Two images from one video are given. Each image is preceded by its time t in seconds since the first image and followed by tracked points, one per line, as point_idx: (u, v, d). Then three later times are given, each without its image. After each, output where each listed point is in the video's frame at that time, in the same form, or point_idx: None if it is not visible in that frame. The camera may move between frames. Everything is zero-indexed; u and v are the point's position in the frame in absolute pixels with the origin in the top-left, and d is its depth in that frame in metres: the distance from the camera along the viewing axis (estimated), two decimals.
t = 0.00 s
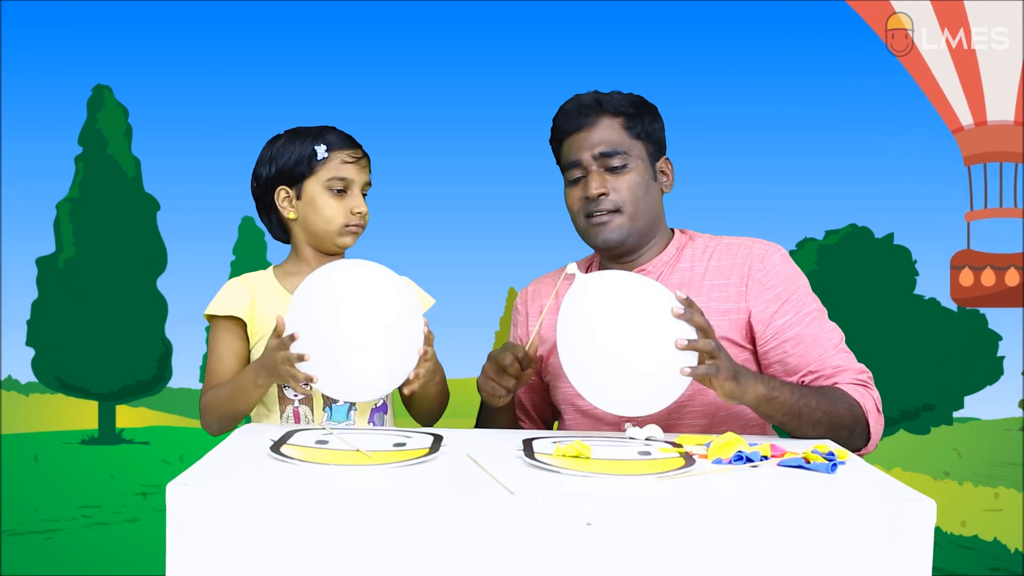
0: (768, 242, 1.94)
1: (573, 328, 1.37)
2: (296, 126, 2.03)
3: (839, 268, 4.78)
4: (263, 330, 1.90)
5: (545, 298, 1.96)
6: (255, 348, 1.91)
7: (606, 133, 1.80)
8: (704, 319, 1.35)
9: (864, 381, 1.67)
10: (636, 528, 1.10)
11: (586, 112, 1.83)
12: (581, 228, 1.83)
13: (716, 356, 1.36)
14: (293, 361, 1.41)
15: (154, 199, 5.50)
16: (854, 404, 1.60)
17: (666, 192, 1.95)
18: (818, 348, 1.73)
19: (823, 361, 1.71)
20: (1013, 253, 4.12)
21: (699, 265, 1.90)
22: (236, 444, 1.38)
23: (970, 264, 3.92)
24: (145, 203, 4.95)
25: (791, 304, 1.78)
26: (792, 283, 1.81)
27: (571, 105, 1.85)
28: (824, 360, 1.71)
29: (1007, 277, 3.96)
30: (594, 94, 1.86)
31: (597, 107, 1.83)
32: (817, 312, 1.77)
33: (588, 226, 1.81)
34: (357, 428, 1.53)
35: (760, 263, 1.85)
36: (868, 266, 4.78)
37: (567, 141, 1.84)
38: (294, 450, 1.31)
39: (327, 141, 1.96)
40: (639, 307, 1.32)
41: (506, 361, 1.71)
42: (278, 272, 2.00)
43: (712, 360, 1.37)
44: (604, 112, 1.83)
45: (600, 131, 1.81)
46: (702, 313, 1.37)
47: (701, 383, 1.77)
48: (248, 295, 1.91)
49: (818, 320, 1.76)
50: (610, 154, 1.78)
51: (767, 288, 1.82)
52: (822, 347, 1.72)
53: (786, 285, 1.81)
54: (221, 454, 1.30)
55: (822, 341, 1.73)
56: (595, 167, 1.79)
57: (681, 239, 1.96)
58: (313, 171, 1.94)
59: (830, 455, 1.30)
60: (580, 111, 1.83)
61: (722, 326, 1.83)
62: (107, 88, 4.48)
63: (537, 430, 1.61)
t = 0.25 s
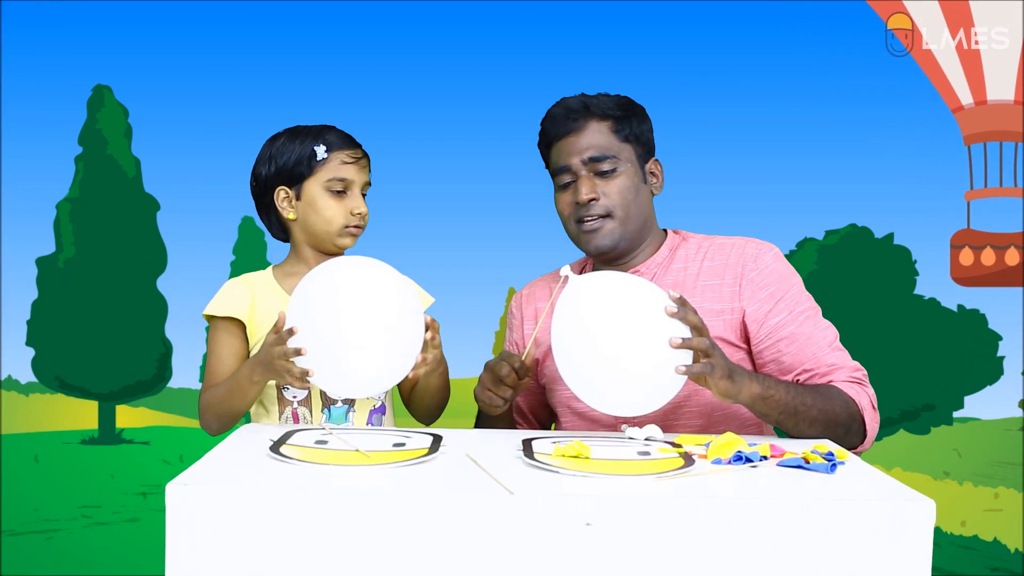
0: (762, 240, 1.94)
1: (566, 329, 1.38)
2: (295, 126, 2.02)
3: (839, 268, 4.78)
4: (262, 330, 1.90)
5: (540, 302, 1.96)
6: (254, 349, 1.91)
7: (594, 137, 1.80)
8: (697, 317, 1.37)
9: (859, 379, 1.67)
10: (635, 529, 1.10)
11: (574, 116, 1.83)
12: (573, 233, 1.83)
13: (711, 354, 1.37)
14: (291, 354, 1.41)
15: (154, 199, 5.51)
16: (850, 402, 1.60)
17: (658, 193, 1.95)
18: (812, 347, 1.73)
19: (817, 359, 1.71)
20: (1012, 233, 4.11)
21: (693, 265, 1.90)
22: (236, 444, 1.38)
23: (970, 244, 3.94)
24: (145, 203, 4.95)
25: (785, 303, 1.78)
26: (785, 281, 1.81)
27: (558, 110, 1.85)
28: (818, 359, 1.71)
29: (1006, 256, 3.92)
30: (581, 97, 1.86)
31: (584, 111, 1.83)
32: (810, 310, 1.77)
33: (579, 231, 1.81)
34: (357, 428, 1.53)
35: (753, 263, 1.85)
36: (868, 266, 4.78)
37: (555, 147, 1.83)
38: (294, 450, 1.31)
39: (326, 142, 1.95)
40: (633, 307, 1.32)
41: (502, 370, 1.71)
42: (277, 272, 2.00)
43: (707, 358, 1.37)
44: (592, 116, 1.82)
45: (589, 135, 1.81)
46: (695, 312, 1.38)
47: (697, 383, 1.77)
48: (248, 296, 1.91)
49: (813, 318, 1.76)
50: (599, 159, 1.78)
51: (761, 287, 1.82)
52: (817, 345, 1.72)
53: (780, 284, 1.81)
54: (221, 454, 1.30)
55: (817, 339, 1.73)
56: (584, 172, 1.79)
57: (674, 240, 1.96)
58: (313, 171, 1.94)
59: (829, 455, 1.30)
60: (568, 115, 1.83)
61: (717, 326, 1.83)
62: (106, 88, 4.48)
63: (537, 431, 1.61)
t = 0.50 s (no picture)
0: (759, 240, 1.94)
1: (564, 331, 1.38)
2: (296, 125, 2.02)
3: (839, 268, 4.78)
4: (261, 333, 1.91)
5: (538, 302, 1.96)
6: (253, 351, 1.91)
7: (589, 139, 1.80)
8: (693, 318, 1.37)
9: (858, 378, 1.67)
10: (635, 528, 1.10)
11: (569, 118, 1.83)
12: (569, 235, 1.83)
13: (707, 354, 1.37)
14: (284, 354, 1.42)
15: (154, 199, 5.51)
16: (849, 402, 1.60)
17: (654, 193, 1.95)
18: (810, 347, 1.73)
19: (816, 359, 1.72)
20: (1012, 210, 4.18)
21: (690, 266, 1.90)
22: (235, 444, 1.38)
23: (970, 220, 3.92)
24: (145, 203, 4.95)
25: (782, 303, 1.79)
26: (783, 281, 1.81)
27: (552, 112, 1.85)
28: (816, 358, 1.71)
29: (1006, 232, 3.98)
30: (575, 98, 1.86)
31: (579, 113, 1.83)
32: (808, 310, 1.77)
33: (576, 233, 1.81)
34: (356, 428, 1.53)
35: (750, 263, 1.85)
36: (868, 266, 4.78)
37: (551, 149, 1.83)
38: (294, 450, 1.31)
39: (327, 143, 1.95)
40: (631, 308, 1.32)
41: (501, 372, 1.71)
42: (276, 274, 2.00)
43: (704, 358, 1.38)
44: (586, 117, 1.82)
45: (584, 136, 1.80)
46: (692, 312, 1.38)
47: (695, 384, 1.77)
48: (247, 298, 1.92)
49: (811, 318, 1.76)
50: (595, 160, 1.78)
51: (758, 287, 1.82)
52: (815, 345, 1.72)
53: (777, 284, 1.81)
54: (221, 454, 1.30)
55: (815, 339, 1.73)
56: (580, 174, 1.79)
57: (671, 240, 1.96)
58: (314, 173, 1.94)
59: (829, 455, 1.30)
60: (562, 117, 1.83)
61: (714, 327, 1.83)
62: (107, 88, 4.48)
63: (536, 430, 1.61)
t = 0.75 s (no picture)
0: (760, 241, 1.94)
1: (567, 332, 1.37)
2: (300, 125, 2.02)
3: (839, 268, 4.78)
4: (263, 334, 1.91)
5: (538, 302, 1.96)
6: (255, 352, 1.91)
7: (591, 139, 1.80)
8: (696, 319, 1.37)
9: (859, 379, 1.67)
10: (634, 528, 1.10)
11: (570, 118, 1.83)
12: (571, 235, 1.83)
13: (710, 352, 1.37)
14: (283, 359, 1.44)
15: (154, 199, 5.51)
16: (851, 403, 1.60)
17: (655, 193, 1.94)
18: (812, 348, 1.73)
19: (816, 359, 1.72)
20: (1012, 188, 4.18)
21: (691, 266, 1.90)
22: (235, 444, 1.38)
23: (970, 199, 3.86)
24: (145, 203, 4.95)
25: (783, 304, 1.79)
26: (784, 282, 1.81)
27: (553, 112, 1.85)
28: (817, 359, 1.72)
29: (1007, 212, 4.02)
30: (575, 98, 1.86)
31: (580, 113, 1.83)
32: (809, 310, 1.77)
33: (577, 233, 1.81)
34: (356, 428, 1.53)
35: (751, 264, 1.85)
36: (868, 266, 4.78)
37: (552, 149, 1.83)
38: (293, 450, 1.31)
39: (330, 145, 1.95)
40: (633, 309, 1.32)
41: (490, 307, 1.70)
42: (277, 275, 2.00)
43: (707, 357, 1.37)
44: (587, 118, 1.82)
45: (585, 137, 1.80)
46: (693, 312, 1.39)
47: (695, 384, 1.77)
48: (247, 300, 1.92)
49: (811, 318, 1.76)
50: (596, 161, 1.78)
51: (759, 287, 1.82)
52: (816, 346, 1.72)
53: (778, 284, 1.81)
54: (220, 454, 1.30)
55: (816, 340, 1.73)
56: (581, 175, 1.79)
57: (673, 241, 1.96)
58: (317, 174, 1.94)
59: (828, 455, 1.30)
60: (563, 117, 1.83)
61: (715, 327, 1.83)
62: (107, 88, 4.49)
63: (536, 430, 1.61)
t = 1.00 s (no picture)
0: (762, 242, 1.94)
1: (569, 334, 1.37)
2: (304, 126, 2.02)
3: (839, 268, 4.79)
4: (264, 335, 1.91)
5: (541, 301, 1.96)
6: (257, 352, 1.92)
7: (594, 140, 1.80)
8: (698, 320, 1.37)
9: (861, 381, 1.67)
10: (634, 527, 1.10)
11: (573, 118, 1.83)
12: (574, 235, 1.83)
13: (712, 353, 1.37)
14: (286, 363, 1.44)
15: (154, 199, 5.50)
16: (852, 404, 1.60)
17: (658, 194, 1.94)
18: (814, 348, 1.73)
19: (819, 361, 1.72)
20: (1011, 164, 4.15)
21: (693, 267, 1.90)
22: (234, 444, 1.38)
23: (969, 174, 3.85)
24: (145, 203, 4.95)
25: (785, 305, 1.79)
26: (786, 283, 1.81)
27: (557, 112, 1.85)
28: (820, 360, 1.72)
29: (1006, 188, 3.99)
30: (579, 99, 1.86)
31: (583, 113, 1.83)
32: (811, 311, 1.77)
33: (580, 233, 1.81)
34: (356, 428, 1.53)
35: (754, 265, 1.85)
36: (868, 266, 4.79)
37: (555, 149, 1.83)
38: (293, 450, 1.31)
39: (334, 147, 1.95)
40: (637, 309, 1.32)
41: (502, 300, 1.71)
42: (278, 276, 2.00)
43: (710, 357, 1.37)
44: (591, 118, 1.83)
45: (589, 138, 1.81)
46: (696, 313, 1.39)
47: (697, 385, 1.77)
48: (249, 301, 1.92)
49: (813, 319, 1.76)
50: (599, 162, 1.78)
51: (761, 288, 1.82)
52: (818, 347, 1.72)
53: (780, 286, 1.81)
54: (221, 454, 1.30)
55: (818, 342, 1.73)
56: (584, 175, 1.79)
57: (676, 241, 1.96)
58: (319, 175, 1.94)
59: (828, 455, 1.30)
60: (566, 118, 1.83)
61: (717, 328, 1.83)
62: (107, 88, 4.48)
63: (536, 429, 1.61)
